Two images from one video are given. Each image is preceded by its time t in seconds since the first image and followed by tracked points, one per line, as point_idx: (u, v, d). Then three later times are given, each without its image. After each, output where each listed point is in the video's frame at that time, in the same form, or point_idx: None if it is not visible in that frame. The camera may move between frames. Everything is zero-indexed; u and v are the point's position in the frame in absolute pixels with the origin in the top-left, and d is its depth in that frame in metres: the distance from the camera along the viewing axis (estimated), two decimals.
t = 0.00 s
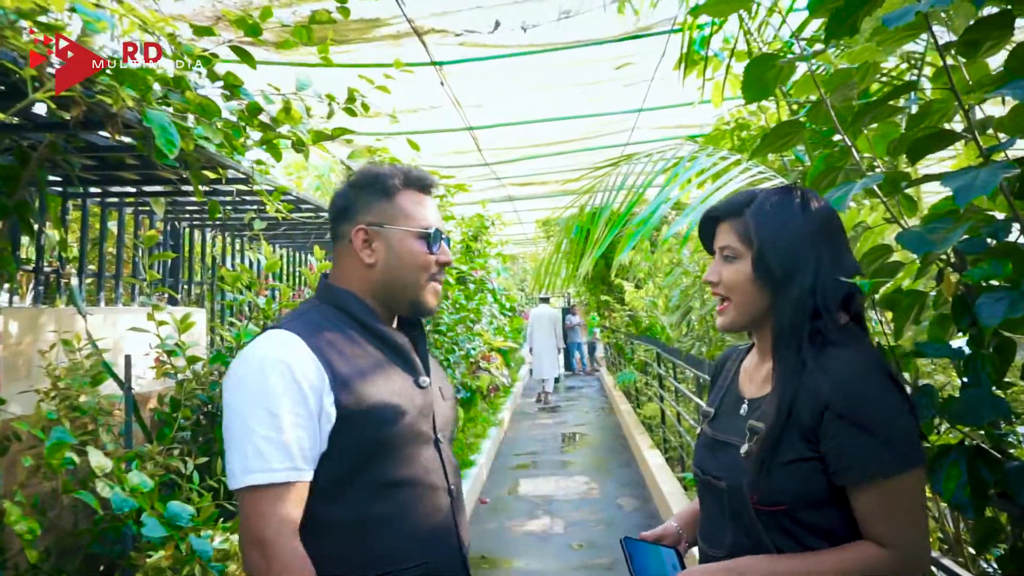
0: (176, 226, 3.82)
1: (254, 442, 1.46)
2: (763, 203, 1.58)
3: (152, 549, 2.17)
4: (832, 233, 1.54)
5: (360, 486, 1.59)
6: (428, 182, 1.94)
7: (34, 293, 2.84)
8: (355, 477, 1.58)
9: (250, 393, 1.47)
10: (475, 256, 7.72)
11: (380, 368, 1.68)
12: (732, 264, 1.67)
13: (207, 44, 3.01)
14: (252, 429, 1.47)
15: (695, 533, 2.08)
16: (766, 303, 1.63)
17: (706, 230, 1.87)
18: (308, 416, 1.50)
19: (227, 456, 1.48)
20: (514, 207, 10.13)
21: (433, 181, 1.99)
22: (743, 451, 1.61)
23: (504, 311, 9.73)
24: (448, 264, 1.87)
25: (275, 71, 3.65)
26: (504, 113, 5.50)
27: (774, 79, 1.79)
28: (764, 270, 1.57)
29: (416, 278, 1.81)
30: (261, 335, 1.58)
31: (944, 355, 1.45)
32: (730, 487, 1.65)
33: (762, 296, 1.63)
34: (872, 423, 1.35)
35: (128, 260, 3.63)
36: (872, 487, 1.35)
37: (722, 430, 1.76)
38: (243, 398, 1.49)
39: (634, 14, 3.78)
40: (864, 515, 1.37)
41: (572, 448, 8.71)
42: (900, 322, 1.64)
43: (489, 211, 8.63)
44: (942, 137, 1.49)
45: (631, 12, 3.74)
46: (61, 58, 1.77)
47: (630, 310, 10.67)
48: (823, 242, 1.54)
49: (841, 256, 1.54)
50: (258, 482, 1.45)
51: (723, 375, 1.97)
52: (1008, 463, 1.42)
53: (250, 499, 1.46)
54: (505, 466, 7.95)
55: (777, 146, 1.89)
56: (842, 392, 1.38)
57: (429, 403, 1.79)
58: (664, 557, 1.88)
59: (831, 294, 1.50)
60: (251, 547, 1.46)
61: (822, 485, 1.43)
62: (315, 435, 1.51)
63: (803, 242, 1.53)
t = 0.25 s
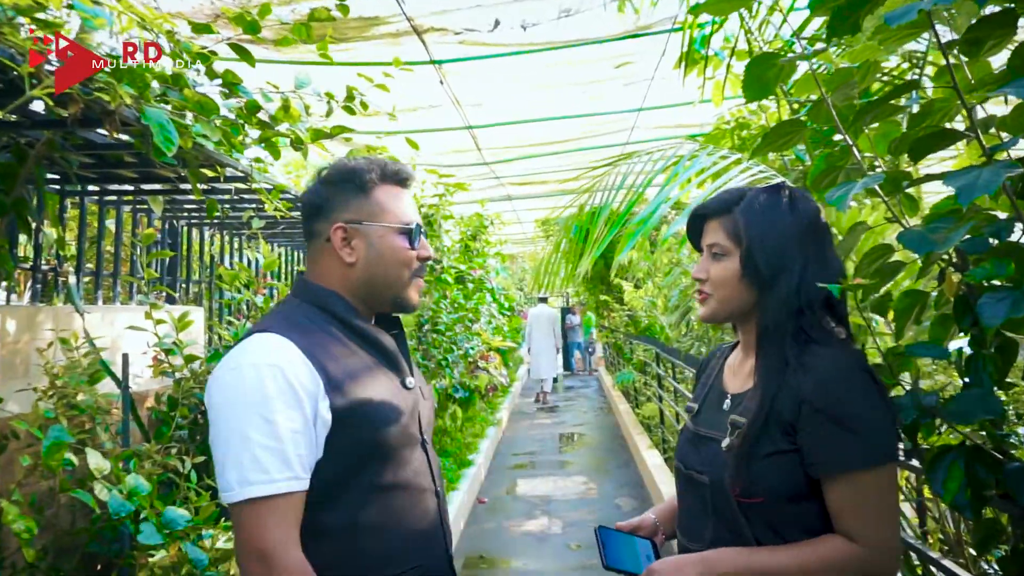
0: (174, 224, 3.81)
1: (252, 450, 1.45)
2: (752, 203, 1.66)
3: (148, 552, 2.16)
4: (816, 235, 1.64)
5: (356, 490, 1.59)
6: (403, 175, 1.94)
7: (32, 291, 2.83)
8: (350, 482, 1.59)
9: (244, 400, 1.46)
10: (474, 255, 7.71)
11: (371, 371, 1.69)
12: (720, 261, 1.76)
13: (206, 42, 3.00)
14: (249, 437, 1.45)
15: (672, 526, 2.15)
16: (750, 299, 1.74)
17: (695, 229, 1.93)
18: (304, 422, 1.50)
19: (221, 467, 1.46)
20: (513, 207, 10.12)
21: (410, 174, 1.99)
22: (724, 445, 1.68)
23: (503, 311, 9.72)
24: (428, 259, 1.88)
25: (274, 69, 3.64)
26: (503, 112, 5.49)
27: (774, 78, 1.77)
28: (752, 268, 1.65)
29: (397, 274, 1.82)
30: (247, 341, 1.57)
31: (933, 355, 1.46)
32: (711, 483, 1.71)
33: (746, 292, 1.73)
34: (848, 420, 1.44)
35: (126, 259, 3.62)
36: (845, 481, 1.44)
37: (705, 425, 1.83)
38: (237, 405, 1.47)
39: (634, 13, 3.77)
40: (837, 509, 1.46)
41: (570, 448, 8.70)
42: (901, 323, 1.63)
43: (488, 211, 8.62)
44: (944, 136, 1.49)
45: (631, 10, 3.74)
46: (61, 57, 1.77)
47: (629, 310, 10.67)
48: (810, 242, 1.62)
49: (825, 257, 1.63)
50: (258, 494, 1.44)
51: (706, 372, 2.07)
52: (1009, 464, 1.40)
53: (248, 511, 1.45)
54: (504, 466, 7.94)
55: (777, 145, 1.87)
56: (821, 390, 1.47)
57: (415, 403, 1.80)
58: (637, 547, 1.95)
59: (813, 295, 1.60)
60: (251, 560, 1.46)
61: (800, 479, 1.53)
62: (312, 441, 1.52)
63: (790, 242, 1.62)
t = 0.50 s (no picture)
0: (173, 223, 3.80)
1: (247, 461, 1.41)
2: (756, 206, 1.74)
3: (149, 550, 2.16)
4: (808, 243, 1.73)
5: (351, 494, 1.57)
6: (392, 174, 1.88)
7: (32, 289, 2.83)
8: (346, 486, 1.57)
9: (240, 409, 1.42)
10: (472, 255, 7.71)
11: (366, 374, 1.66)
12: (727, 253, 1.74)
13: (206, 40, 3.00)
14: (245, 447, 1.42)
15: (651, 516, 2.12)
16: (754, 294, 1.75)
17: (685, 230, 1.90)
18: (299, 430, 1.47)
19: (213, 476, 1.43)
20: (510, 206, 10.13)
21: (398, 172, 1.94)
22: (714, 439, 1.67)
23: (500, 310, 9.73)
24: (418, 261, 1.84)
25: (274, 67, 3.64)
26: (502, 111, 5.50)
27: (776, 79, 1.78)
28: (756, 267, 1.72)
29: (388, 276, 1.78)
30: (238, 346, 1.53)
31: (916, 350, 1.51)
32: (700, 477, 1.69)
33: (751, 287, 1.74)
34: (834, 414, 1.50)
35: (125, 257, 3.62)
36: (826, 473, 1.51)
37: (692, 421, 1.81)
38: (231, 414, 1.43)
39: (634, 13, 3.78)
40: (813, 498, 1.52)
41: (567, 448, 8.71)
42: (901, 322, 1.63)
43: (485, 210, 8.63)
44: (945, 137, 1.50)
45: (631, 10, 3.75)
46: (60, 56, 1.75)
47: (626, 309, 10.69)
48: (803, 248, 1.72)
49: (813, 260, 1.73)
50: (254, 504, 1.41)
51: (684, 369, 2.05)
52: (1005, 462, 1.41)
53: (243, 521, 1.42)
54: (500, 466, 7.95)
55: (778, 146, 1.88)
56: (812, 385, 1.53)
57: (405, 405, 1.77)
58: (618, 538, 1.93)
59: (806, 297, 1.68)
60: (244, 567, 1.43)
61: (782, 470, 1.57)
62: (306, 449, 1.49)
63: (790, 242, 1.71)
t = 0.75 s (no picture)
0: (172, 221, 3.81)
1: (235, 464, 1.39)
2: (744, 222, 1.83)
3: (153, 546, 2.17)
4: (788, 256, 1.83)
5: (348, 494, 1.56)
6: (389, 174, 1.89)
7: (34, 287, 2.83)
8: (344, 487, 1.56)
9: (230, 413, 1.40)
10: (467, 254, 7.73)
11: (363, 376, 1.65)
12: (717, 268, 1.82)
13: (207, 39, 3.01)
14: (234, 451, 1.40)
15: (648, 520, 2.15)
16: (740, 307, 1.84)
17: (671, 243, 1.97)
18: (289, 433, 1.45)
19: (203, 478, 1.41)
20: (506, 205, 10.15)
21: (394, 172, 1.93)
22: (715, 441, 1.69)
23: (495, 309, 9.75)
24: (415, 259, 1.85)
25: (274, 66, 3.65)
26: (498, 110, 5.52)
27: (778, 81, 1.81)
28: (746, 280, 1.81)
29: (384, 275, 1.79)
30: (231, 351, 1.52)
31: (912, 366, 1.53)
32: (703, 477, 1.71)
33: (737, 300, 1.83)
34: (825, 410, 1.59)
35: (125, 255, 3.62)
36: (822, 465, 1.59)
37: (687, 422, 1.83)
38: (222, 419, 1.41)
39: (631, 13, 3.80)
40: (811, 490, 1.60)
41: (561, 446, 8.74)
42: (900, 321, 1.65)
43: (480, 209, 8.65)
44: (943, 140, 1.54)
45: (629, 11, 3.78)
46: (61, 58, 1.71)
47: (620, 308, 10.73)
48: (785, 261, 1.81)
49: (791, 274, 1.83)
50: (242, 505, 1.39)
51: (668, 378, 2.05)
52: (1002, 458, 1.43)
53: (234, 523, 1.40)
54: (495, 464, 7.97)
55: (779, 147, 1.91)
56: (804, 384, 1.61)
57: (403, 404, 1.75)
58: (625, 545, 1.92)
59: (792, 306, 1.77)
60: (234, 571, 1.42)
61: (780, 467, 1.64)
62: (297, 452, 1.47)
63: (774, 256, 1.81)
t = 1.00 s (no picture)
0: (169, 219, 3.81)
1: (247, 456, 1.44)
2: (727, 219, 1.83)
3: (158, 542, 2.19)
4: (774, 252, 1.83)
5: (359, 488, 1.57)
6: (392, 170, 1.92)
7: (35, 285, 2.84)
8: (355, 482, 1.57)
9: (243, 407, 1.45)
10: (460, 253, 7.75)
11: (377, 373, 1.67)
12: (699, 273, 1.81)
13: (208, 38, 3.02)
14: (246, 444, 1.45)
15: (643, 511, 2.17)
16: (724, 305, 1.83)
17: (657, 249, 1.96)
18: (302, 429, 1.48)
19: (218, 469, 1.46)
20: (498, 204, 10.18)
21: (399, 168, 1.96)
22: (704, 430, 1.72)
23: (487, 308, 9.78)
24: (421, 249, 1.83)
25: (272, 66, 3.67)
26: (493, 110, 5.54)
27: (778, 86, 1.85)
28: (731, 280, 1.81)
29: (387, 265, 1.79)
30: (251, 347, 1.56)
31: (909, 356, 1.54)
32: (694, 467, 1.73)
33: (722, 299, 1.82)
34: (812, 401, 1.63)
35: (123, 253, 3.63)
36: (812, 453, 1.62)
37: (679, 414, 1.83)
38: (237, 413, 1.46)
39: (628, 16, 3.84)
40: (803, 477, 1.63)
41: (553, 445, 8.78)
42: (896, 320, 1.69)
43: (473, 208, 8.67)
44: (941, 144, 1.59)
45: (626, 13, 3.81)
46: (61, 57, 1.75)
47: (612, 307, 10.78)
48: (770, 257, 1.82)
49: (777, 271, 1.82)
50: (251, 497, 1.43)
51: (661, 375, 2.04)
52: (996, 454, 1.47)
53: (245, 513, 1.45)
54: (487, 462, 8.00)
55: (779, 151, 1.95)
56: (791, 376, 1.65)
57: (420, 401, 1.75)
58: (624, 534, 1.95)
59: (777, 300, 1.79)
60: (244, 559, 1.47)
61: (772, 456, 1.67)
62: (309, 448, 1.50)
63: (756, 256, 1.80)
